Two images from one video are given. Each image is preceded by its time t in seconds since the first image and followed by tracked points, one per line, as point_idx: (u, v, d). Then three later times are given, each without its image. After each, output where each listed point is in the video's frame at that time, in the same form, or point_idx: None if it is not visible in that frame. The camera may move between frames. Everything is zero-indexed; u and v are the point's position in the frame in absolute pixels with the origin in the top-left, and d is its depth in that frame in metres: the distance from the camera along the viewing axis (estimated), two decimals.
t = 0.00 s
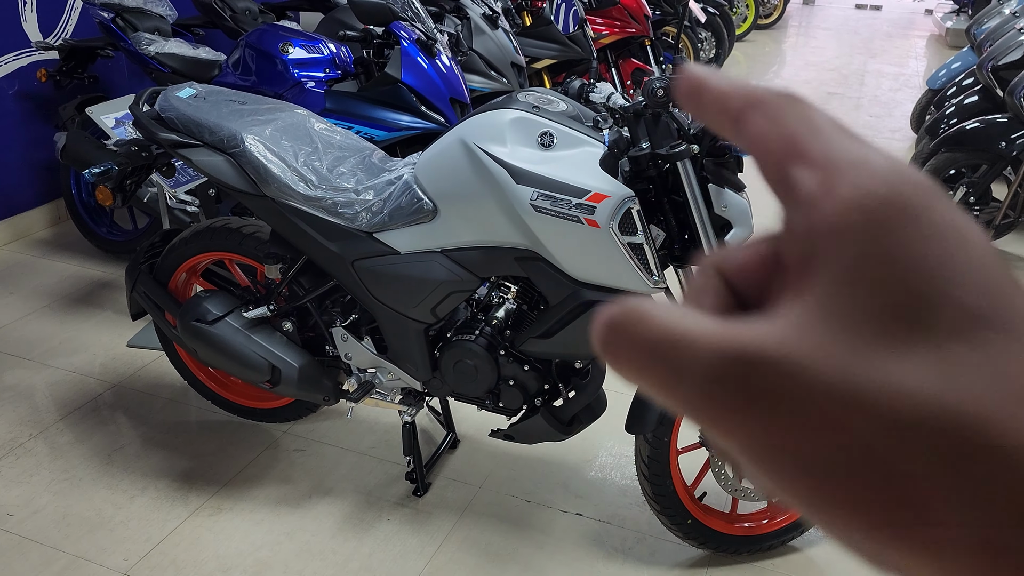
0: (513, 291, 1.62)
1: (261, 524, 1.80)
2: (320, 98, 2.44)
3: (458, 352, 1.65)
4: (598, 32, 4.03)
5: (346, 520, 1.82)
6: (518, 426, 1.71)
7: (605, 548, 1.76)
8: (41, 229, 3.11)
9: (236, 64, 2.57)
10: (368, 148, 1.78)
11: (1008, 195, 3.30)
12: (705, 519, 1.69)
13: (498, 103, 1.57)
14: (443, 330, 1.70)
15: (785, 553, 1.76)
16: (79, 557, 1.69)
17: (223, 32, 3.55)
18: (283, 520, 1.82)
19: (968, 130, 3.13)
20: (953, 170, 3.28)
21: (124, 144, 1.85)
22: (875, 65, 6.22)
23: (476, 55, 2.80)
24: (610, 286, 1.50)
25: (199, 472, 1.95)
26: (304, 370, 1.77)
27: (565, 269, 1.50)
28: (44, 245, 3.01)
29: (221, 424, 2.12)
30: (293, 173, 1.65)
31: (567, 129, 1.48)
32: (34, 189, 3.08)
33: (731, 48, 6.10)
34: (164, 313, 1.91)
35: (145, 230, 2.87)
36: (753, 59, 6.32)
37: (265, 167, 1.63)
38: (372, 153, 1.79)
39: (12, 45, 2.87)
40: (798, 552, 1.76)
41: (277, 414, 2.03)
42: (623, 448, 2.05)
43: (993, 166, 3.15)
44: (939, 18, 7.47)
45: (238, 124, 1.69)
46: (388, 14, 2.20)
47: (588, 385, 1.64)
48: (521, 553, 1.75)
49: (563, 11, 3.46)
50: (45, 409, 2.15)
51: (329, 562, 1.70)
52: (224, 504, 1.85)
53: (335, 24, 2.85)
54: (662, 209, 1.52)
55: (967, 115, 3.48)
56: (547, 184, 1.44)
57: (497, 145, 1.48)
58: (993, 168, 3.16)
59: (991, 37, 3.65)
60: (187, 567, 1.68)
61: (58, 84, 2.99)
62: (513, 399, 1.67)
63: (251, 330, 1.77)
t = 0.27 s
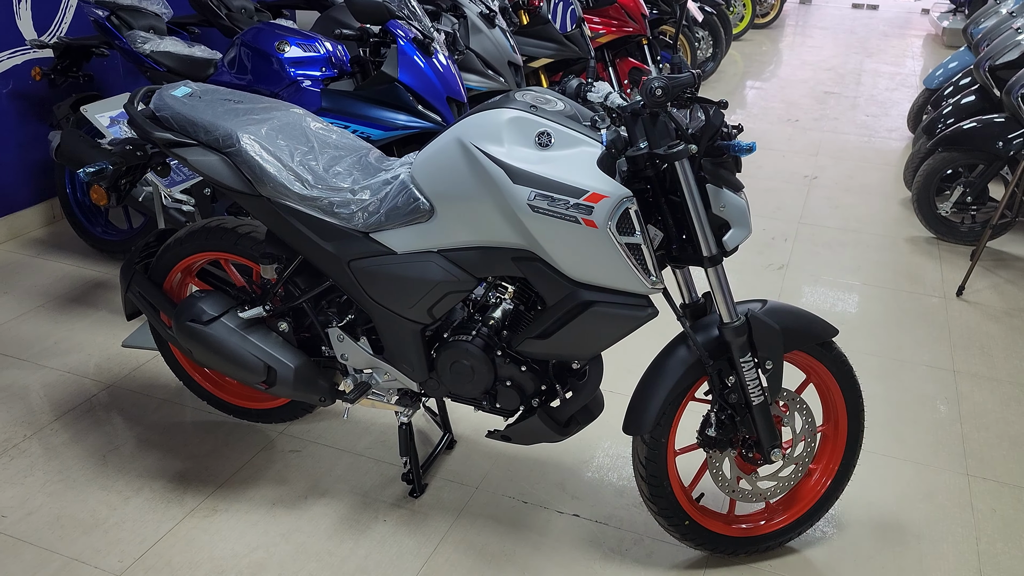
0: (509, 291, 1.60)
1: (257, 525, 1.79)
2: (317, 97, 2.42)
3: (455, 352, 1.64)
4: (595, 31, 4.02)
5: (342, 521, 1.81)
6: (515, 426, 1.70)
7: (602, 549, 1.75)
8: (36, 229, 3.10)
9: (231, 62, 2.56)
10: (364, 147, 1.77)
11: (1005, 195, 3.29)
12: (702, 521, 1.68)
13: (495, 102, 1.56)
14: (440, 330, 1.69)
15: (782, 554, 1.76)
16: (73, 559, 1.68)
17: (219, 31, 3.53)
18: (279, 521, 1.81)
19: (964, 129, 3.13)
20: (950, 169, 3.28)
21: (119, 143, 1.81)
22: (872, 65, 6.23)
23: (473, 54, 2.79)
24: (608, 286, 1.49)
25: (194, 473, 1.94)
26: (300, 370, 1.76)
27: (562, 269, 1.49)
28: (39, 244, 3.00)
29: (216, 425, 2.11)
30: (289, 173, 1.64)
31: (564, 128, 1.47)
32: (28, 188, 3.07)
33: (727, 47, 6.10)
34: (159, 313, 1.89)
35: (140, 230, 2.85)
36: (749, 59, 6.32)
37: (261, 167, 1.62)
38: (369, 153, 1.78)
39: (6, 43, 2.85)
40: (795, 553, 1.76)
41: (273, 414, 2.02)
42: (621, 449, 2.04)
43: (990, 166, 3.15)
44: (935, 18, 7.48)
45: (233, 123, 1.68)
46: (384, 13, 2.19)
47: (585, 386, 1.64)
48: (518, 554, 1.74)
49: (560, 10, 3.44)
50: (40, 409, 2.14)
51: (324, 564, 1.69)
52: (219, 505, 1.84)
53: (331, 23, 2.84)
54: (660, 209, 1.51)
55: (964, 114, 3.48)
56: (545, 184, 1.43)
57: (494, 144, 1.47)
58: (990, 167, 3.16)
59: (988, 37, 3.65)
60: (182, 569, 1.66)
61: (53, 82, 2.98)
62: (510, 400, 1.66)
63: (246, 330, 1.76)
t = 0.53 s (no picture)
0: (506, 290, 1.61)
1: (253, 527, 1.78)
2: (311, 97, 2.43)
3: (451, 352, 1.63)
4: (590, 30, 4.02)
5: (338, 522, 1.80)
6: (512, 427, 1.69)
7: (600, 549, 1.75)
8: (28, 229, 3.08)
9: (225, 62, 2.55)
10: (360, 146, 1.76)
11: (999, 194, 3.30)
12: (701, 520, 1.67)
13: (492, 100, 1.55)
14: (437, 330, 1.68)
15: (780, 553, 1.76)
16: (67, 561, 1.67)
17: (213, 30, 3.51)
18: (275, 523, 1.80)
19: (959, 128, 3.14)
20: (945, 168, 3.28)
21: (112, 143, 1.81)
22: (866, 64, 6.24)
23: (469, 53, 2.76)
24: (605, 286, 1.49)
25: (189, 474, 1.93)
26: (296, 371, 1.74)
27: (560, 269, 1.48)
28: (31, 245, 2.98)
29: (211, 426, 2.10)
30: (284, 172, 1.63)
31: (561, 127, 1.47)
32: (21, 189, 3.05)
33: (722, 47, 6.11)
34: (153, 314, 1.88)
35: (133, 230, 2.83)
36: (743, 58, 6.33)
37: (256, 166, 1.61)
38: (365, 152, 1.77)
39: None
40: (793, 553, 1.76)
41: (269, 415, 2.00)
42: (618, 449, 2.04)
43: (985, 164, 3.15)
44: (928, 17, 7.50)
45: (228, 123, 1.67)
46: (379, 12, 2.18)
47: (583, 386, 1.63)
48: (516, 555, 1.73)
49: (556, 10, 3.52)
50: (33, 411, 2.12)
51: (321, 566, 1.68)
52: (214, 507, 1.83)
53: (326, 22, 2.83)
54: (657, 208, 1.50)
55: (959, 113, 3.49)
56: (542, 183, 1.43)
57: (491, 143, 1.46)
58: (985, 166, 3.16)
59: (982, 35, 3.65)
60: (176, 572, 1.65)
61: (45, 82, 2.95)
62: (507, 400, 1.65)
63: (242, 331, 1.75)
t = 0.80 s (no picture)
0: (507, 288, 1.61)
1: (254, 527, 1.78)
2: (308, 96, 2.42)
3: (452, 350, 1.64)
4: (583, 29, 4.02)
5: (339, 522, 1.80)
6: (513, 424, 1.70)
7: (601, 546, 1.75)
8: (22, 231, 3.06)
9: (221, 62, 2.54)
10: (359, 146, 1.76)
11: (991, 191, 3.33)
12: (701, 516, 1.68)
13: (492, 99, 1.55)
14: (437, 328, 1.69)
15: (780, 548, 1.77)
16: (69, 563, 1.66)
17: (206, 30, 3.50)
18: (276, 522, 1.80)
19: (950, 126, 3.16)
20: (937, 165, 3.31)
21: (110, 143, 1.82)
22: (856, 62, 6.27)
23: (464, 53, 2.78)
24: (606, 282, 1.49)
25: (188, 475, 1.93)
26: (296, 370, 1.74)
27: (561, 266, 1.49)
28: (25, 247, 2.96)
29: (210, 426, 2.10)
30: (284, 172, 1.63)
31: (562, 125, 1.47)
32: (14, 190, 3.03)
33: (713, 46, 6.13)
34: (152, 314, 1.88)
35: (128, 231, 2.82)
36: (734, 57, 6.35)
37: (256, 166, 1.61)
38: (364, 151, 1.77)
39: None
40: (793, 547, 1.77)
41: (268, 415, 2.00)
42: (617, 446, 2.05)
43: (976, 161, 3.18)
44: (917, 16, 7.55)
45: (227, 122, 1.67)
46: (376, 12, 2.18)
47: (584, 383, 1.63)
48: (518, 552, 1.74)
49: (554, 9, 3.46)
50: (30, 413, 2.12)
51: (323, 565, 1.69)
52: (214, 507, 1.83)
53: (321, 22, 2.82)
54: (657, 205, 1.51)
55: (950, 110, 3.51)
56: (543, 181, 1.43)
57: (492, 141, 1.47)
58: (976, 163, 3.18)
59: (972, 33, 3.68)
60: (178, 572, 1.65)
61: (39, 83, 2.94)
62: (509, 397, 1.66)
63: (242, 330, 1.75)
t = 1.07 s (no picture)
0: (507, 283, 1.61)
1: (257, 523, 1.78)
2: (305, 95, 2.44)
3: (454, 345, 1.65)
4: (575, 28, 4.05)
5: (342, 517, 1.81)
6: (514, 418, 1.71)
7: (602, 538, 1.77)
8: (15, 232, 3.05)
9: (217, 61, 2.54)
10: (359, 143, 1.77)
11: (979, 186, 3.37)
12: (702, 507, 1.70)
13: (492, 95, 1.57)
14: (438, 323, 1.70)
15: (779, 538, 1.79)
16: (72, 561, 1.66)
17: (199, 30, 3.50)
18: (279, 519, 1.80)
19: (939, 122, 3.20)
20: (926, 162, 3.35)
21: (109, 142, 1.80)
22: (843, 61, 6.33)
23: (459, 51, 2.79)
24: (607, 276, 1.51)
25: (190, 472, 1.93)
26: (298, 366, 1.75)
27: (562, 260, 1.51)
28: (19, 248, 2.95)
29: (210, 424, 2.10)
30: (286, 169, 1.64)
31: (562, 120, 1.49)
32: (7, 191, 3.02)
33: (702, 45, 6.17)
34: (153, 312, 1.88)
35: (124, 231, 2.82)
36: (723, 56, 6.40)
37: (258, 163, 1.62)
38: (364, 148, 1.78)
39: None
40: (792, 537, 1.79)
41: (269, 411, 2.00)
42: (617, 440, 2.07)
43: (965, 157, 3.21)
44: (902, 15, 7.62)
45: (228, 120, 1.68)
46: (373, 10, 2.19)
47: (585, 376, 1.65)
48: (520, 544, 1.75)
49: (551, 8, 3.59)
50: (29, 413, 2.11)
51: (326, 560, 1.69)
52: (216, 504, 1.83)
53: (315, 21, 2.83)
54: (657, 199, 1.53)
55: (938, 107, 3.55)
56: (544, 175, 1.45)
57: (493, 136, 1.48)
58: (965, 159, 3.22)
59: (960, 31, 3.73)
60: (182, 569, 1.65)
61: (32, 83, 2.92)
62: (510, 391, 1.67)
63: (244, 327, 1.76)
